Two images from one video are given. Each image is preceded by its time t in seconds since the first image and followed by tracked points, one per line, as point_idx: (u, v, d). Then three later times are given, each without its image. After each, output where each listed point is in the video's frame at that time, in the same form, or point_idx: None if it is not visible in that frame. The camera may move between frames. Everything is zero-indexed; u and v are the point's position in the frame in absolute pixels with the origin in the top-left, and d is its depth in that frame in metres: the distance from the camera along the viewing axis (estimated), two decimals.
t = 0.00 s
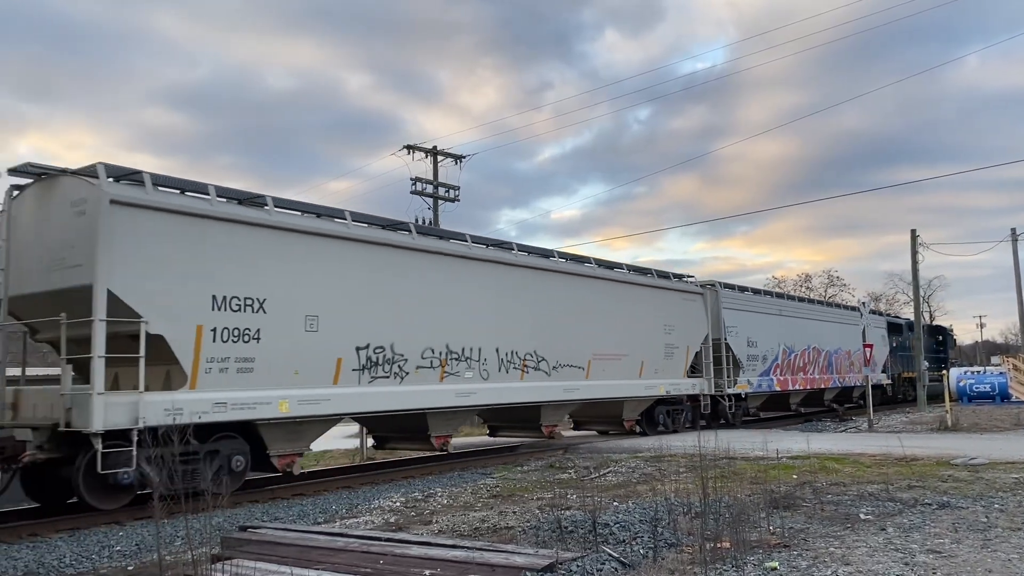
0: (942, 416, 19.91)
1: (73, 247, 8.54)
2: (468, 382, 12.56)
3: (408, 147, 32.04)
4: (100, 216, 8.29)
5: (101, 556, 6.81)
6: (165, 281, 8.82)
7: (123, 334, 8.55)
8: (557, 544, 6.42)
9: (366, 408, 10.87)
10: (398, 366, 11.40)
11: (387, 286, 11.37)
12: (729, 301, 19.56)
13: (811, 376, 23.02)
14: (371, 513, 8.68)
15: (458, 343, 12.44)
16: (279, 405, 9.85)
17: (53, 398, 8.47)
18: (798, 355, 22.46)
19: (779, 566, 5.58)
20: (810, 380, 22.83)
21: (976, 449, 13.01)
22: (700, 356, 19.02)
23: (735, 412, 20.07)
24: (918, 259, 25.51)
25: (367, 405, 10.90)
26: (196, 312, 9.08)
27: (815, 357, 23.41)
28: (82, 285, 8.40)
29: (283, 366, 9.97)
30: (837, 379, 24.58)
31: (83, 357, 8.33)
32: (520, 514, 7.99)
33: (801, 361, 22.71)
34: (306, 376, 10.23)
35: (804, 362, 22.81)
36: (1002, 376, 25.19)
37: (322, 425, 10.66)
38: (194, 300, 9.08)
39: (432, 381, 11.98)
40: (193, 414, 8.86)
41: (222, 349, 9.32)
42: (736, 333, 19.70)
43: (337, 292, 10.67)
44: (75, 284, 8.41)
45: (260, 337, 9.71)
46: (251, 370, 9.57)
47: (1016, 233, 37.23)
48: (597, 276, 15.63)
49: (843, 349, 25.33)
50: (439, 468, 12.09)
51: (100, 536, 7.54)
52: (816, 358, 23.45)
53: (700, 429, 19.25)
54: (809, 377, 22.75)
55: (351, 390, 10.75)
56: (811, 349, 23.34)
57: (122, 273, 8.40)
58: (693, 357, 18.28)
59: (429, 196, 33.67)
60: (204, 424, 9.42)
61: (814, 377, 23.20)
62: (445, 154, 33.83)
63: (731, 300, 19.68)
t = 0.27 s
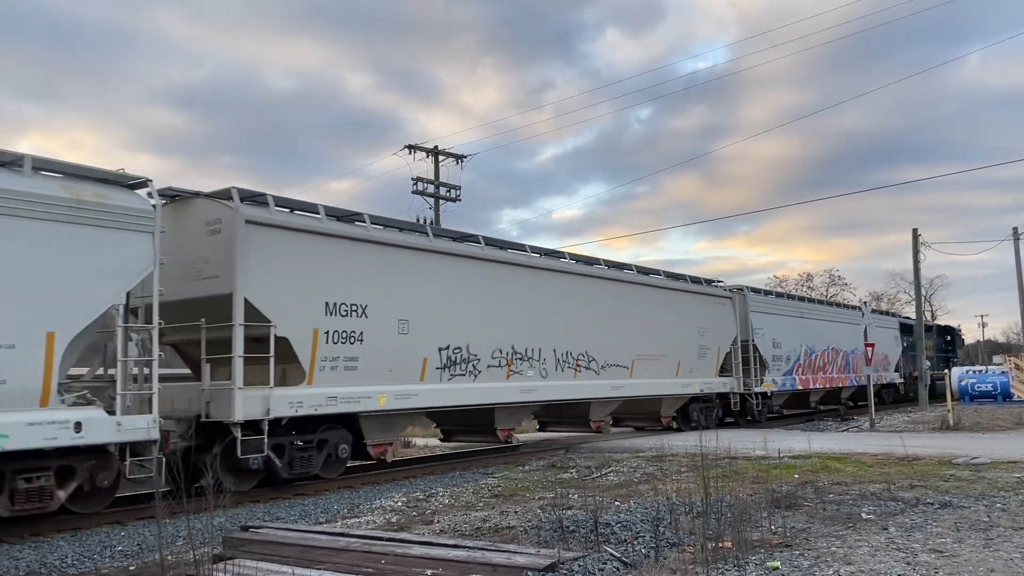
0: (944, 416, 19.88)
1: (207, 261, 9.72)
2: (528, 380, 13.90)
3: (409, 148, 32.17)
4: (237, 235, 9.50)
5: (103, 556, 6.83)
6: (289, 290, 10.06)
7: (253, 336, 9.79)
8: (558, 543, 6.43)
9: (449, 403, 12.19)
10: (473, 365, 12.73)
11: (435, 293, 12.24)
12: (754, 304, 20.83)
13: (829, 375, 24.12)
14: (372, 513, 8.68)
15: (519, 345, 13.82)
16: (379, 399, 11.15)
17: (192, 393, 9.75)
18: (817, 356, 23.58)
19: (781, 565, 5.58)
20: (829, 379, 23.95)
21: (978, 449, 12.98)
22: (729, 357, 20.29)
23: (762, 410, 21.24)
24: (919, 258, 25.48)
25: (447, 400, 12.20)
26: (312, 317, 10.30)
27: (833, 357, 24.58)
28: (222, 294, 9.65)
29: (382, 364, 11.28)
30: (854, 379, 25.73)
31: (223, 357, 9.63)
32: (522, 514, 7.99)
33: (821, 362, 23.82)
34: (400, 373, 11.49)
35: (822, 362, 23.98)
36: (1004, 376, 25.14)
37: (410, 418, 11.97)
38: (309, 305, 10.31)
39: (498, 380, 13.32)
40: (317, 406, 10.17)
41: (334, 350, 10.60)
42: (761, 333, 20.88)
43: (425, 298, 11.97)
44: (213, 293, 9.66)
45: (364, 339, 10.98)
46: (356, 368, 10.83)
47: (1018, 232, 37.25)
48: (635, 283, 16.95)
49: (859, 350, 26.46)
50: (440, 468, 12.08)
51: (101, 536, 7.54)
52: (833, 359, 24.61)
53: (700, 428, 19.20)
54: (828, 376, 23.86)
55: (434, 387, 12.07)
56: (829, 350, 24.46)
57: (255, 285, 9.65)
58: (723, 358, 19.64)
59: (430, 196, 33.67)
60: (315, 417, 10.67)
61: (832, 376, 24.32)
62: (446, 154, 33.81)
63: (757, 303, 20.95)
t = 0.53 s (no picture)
0: (946, 416, 19.86)
1: (314, 272, 10.98)
2: (582, 378, 15.09)
3: (411, 147, 32.28)
4: (345, 250, 10.70)
5: (105, 555, 6.83)
6: (384, 296, 11.26)
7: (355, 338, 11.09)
8: (560, 543, 6.43)
9: (515, 399, 13.41)
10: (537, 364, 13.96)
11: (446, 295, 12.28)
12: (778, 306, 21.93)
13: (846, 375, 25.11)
14: (374, 512, 8.69)
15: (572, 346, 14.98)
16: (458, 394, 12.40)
17: (302, 387, 10.86)
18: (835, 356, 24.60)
19: (783, 565, 5.57)
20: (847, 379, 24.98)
21: (980, 448, 12.95)
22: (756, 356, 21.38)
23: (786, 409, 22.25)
24: (922, 257, 25.46)
25: (514, 395, 13.42)
26: (404, 321, 11.53)
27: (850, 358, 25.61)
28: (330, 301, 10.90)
29: (460, 363, 12.55)
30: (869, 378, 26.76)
31: (330, 357, 10.94)
32: (524, 514, 8.00)
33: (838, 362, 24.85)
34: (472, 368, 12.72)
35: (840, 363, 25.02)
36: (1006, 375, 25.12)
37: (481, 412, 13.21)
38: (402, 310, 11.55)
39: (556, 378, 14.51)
40: (412, 400, 11.43)
41: (422, 350, 11.85)
42: (785, 335, 22.01)
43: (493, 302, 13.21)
44: (321, 300, 10.93)
45: (446, 340, 12.23)
46: (439, 366, 12.08)
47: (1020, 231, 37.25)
48: (675, 288, 18.23)
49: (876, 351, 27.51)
50: (442, 468, 12.08)
51: (103, 536, 7.56)
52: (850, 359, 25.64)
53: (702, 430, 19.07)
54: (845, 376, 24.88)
55: (505, 384, 13.32)
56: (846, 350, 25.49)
57: (361, 292, 10.88)
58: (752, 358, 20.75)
59: (432, 196, 33.70)
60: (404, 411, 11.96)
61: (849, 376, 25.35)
62: (448, 153, 33.85)
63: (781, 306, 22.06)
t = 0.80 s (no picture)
0: (947, 415, 19.84)
1: (400, 280, 12.21)
2: (628, 377, 16.05)
3: (413, 146, 32.45)
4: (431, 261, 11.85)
5: (107, 555, 6.84)
6: (458, 301, 12.37)
7: (438, 339, 12.25)
8: (562, 543, 6.42)
9: (569, 396, 14.41)
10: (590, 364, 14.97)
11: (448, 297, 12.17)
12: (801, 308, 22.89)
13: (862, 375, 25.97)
14: (375, 512, 8.70)
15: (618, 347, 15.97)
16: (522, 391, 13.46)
17: (390, 383, 12.06)
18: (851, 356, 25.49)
19: (785, 565, 5.57)
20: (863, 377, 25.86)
21: (982, 448, 12.92)
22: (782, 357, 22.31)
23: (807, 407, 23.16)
24: (923, 257, 25.46)
25: (568, 393, 14.42)
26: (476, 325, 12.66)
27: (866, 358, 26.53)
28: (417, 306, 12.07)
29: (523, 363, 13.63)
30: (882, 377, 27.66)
31: (417, 357, 12.04)
32: (525, 514, 7.99)
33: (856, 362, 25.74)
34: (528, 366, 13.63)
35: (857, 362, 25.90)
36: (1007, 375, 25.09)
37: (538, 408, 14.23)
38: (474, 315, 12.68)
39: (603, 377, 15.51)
40: (485, 395, 12.53)
41: (492, 351, 12.96)
42: (807, 336, 22.97)
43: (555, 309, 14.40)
44: (409, 305, 12.12)
45: (513, 342, 13.35)
46: (507, 366, 13.18)
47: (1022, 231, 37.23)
48: (708, 292, 19.22)
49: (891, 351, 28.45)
50: (444, 468, 12.08)
51: (105, 536, 7.56)
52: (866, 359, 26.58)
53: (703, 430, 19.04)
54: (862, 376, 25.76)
55: (561, 383, 14.35)
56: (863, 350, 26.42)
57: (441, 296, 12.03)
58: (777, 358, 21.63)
59: (434, 195, 33.78)
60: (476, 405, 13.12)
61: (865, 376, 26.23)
62: (450, 153, 33.92)
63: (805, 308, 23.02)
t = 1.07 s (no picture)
0: (949, 415, 19.83)
1: (472, 288, 13.46)
2: (668, 376, 17.19)
3: (414, 146, 32.54)
4: (501, 270, 13.06)
5: (108, 555, 6.84)
6: (524, 306, 13.55)
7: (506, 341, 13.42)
8: (563, 543, 6.43)
9: (617, 393, 15.53)
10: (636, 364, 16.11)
11: (452, 297, 12.14)
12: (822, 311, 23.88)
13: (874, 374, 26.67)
14: (377, 512, 8.69)
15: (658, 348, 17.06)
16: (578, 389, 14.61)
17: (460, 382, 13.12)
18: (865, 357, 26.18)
19: (787, 565, 5.56)
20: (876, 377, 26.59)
21: (984, 448, 12.90)
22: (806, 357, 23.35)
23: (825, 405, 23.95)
24: (924, 257, 25.46)
25: (615, 391, 15.54)
26: (538, 329, 13.83)
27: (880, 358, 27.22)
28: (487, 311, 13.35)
29: (578, 363, 14.79)
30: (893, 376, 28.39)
31: (487, 358, 13.20)
32: (527, 513, 7.99)
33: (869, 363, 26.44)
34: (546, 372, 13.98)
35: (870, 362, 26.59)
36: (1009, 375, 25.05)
37: (591, 404, 15.37)
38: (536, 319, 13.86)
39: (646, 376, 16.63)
40: (548, 392, 13.71)
41: (551, 352, 14.13)
42: (827, 337, 23.99)
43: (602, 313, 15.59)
44: (480, 311, 13.40)
45: (570, 344, 14.54)
46: (564, 366, 14.34)
47: None
48: (738, 296, 20.26)
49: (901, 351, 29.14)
50: (445, 468, 12.06)
51: (107, 535, 7.55)
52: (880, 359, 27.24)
53: (704, 430, 18.99)
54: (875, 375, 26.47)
55: (609, 381, 15.52)
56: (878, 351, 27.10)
57: (510, 303, 13.21)
58: (801, 358, 22.67)
59: (435, 195, 33.81)
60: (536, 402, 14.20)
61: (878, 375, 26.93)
62: (451, 153, 33.95)
63: (826, 310, 24.04)
